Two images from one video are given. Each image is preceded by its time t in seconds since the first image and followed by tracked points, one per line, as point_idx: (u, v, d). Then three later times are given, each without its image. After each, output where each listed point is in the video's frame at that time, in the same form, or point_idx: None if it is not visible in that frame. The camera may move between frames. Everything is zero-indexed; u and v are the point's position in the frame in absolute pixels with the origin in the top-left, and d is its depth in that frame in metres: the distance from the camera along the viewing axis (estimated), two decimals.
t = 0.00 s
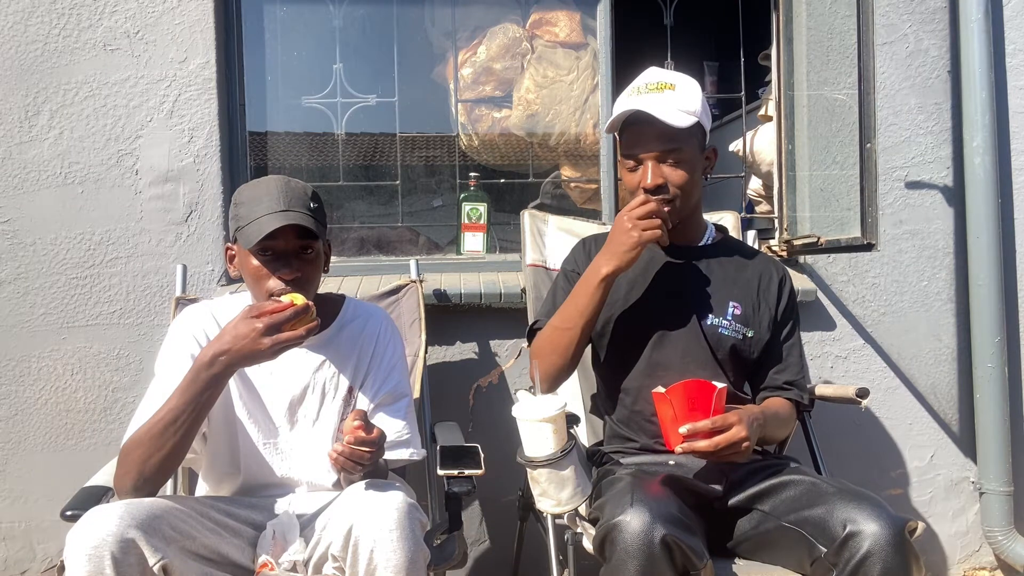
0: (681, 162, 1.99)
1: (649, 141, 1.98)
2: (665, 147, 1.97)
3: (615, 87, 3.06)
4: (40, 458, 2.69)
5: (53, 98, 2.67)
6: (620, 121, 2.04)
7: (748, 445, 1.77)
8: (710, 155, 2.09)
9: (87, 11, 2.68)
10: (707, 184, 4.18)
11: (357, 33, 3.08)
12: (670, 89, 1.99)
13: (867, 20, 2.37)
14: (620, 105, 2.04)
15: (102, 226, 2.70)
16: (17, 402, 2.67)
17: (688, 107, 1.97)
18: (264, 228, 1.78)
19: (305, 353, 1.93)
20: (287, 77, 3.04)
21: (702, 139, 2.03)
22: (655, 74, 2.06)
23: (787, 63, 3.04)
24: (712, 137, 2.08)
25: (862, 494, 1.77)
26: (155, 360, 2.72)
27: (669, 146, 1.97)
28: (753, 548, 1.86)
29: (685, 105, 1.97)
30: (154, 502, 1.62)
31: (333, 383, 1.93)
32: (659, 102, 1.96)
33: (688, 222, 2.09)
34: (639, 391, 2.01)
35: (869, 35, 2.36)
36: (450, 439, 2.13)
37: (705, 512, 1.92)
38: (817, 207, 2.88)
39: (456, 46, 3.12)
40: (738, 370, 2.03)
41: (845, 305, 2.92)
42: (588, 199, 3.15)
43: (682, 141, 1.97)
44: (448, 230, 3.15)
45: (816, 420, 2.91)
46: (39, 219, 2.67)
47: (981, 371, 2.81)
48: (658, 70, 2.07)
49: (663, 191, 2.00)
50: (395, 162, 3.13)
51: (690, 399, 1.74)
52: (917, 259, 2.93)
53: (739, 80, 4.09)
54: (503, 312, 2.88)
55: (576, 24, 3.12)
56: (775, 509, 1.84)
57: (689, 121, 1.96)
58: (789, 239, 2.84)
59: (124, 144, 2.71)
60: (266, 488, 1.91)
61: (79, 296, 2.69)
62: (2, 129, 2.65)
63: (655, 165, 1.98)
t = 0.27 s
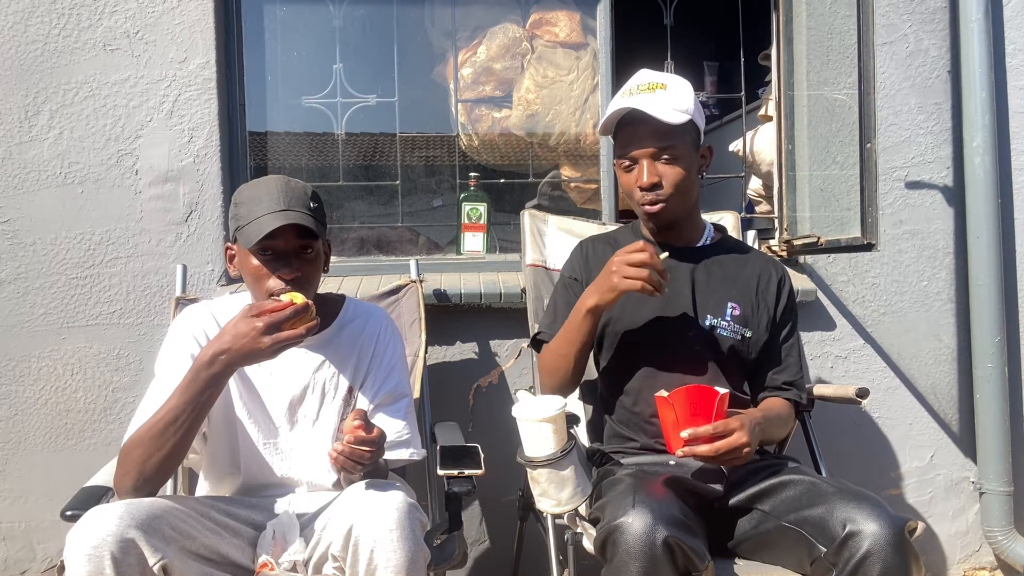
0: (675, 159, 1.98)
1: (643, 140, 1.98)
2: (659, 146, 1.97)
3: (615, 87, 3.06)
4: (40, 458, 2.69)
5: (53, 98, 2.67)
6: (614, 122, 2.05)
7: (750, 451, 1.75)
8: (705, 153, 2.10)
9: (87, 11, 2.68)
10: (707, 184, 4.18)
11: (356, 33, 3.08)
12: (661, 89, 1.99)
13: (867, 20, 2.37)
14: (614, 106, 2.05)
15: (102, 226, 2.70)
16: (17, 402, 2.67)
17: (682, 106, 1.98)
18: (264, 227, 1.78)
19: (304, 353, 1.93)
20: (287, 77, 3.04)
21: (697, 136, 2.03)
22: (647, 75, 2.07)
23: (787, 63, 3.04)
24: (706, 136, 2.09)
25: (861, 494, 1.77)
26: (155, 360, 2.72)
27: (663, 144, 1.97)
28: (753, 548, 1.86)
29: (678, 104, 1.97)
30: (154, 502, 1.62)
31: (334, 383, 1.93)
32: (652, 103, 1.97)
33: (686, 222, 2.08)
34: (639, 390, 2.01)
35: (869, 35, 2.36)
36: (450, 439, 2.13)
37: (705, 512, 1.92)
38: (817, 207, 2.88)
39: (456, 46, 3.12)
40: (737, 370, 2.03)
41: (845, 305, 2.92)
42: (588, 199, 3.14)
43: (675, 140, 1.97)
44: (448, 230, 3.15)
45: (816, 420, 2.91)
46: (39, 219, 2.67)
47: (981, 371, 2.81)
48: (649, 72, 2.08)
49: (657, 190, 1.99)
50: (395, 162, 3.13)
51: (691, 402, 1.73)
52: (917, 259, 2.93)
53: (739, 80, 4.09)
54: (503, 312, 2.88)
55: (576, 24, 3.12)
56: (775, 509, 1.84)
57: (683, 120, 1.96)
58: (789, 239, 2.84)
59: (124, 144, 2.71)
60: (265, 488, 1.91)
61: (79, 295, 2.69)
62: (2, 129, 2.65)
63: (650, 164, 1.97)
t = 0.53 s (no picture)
0: (677, 160, 1.98)
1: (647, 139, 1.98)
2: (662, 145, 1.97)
3: (615, 87, 3.06)
4: (40, 458, 2.69)
5: (53, 98, 2.67)
6: (616, 119, 2.06)
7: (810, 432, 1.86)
8: (707, 154, 2.10)
9: (87, 11, 2.68)
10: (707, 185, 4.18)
11: (356, 33, 3.08)
12: (667, 87, 2.00)
13: (867, 19, 2.37)
14: (617, 103, 2.05)
15: (101, 226, 2.70)
16: (17, 402, 2.67)
17: (684, 105, 1.98)
18: (263, 224, 1.78)
19: (305, 353, 1.93)
20: (287, 77, 3.04)
21: (699, 137, 2.04)
22: (651, 73, 2.07)
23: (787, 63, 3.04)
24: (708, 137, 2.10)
25: (860, 491, 1.77)
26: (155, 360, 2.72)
27: (666, 144, 1.97)
28: (754, 547, 1.86)
29: (681, 102, 1.98)
30: (154, 502, 1.62)
31: (334, 383, 1.93)
32: (655, 101, 1.97)
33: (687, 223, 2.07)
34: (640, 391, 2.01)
35: (869, 35, 2.36)
36: (450, 439, 2.13)
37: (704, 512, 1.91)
38: (817, 207, 2.88)
39: (456, 46, 3.12)
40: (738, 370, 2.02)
41: (845, 305, 2.92)
42: (588, 199, 3.14)
43: (678, 140, 1.98)
44: (448, 230, 3.15)
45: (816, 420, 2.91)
46: (39, 219, 2.67)
47: (981, 370, 2.81)
48: (653, 70, 2.09)
49: (658, 189, 1.99)
50: (395, 162, 3.13)
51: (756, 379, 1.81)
52: (917, 259, 2.93)
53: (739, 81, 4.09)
54: (503, 312, 2.88)
55: (576, 24, 3.12)
56: (774, 508, 1.84)
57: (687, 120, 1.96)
58: (789, 239, 2.83)
59: (124, 144, 2.71)
60: (265, 489, 1.91)
61: (79, 295, 2.69)
62: (3, 129, 2.65)
63: (651, 163, 1.98)
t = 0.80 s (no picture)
0: (697, 163, 2.00)
1: (671, 142, 1.98)
2: (688, 149, 1.98)
3: (615, 87, 3.06)
4: (40, 458, 2.69)
5: (53, 98, 2.67)
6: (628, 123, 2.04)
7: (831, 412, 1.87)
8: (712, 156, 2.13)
9: (87, 11, 2.68)
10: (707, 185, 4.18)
11: (357, 33, 3.08)
12: (682, 88, 2.00)
13: (867, 20, 2.37)
14: (628, 107, 2.04)
15: (102, 227, 2.70)
16: (17, 402, 2.67)
17: (699, 105, 2.00)
18: (264, 220, 1.78)
19: (304, 353, 1.93)
20: (287, 77, 3.04)
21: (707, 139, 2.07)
22: (656, 74, 2.07)
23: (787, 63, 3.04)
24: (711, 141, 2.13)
25: (861, 494, 1.77)
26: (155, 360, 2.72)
27: (688, 146, 1.99)
28: (752, 548, 1.86)
29: (695, 101, 2.00)
30: (154, 502, 1.62)
31: (333, 383, 1.93)
32: (674, 100, 1.98)
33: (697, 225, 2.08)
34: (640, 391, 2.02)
35: (869, 35, 2.36)
36: (450, 439, 2.13)
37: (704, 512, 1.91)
38: (817, 207, 2.88)
39: (456, 46, 3.12)
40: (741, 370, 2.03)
41: (845, 305, 2.92)
42: (588, 199, 3.15)
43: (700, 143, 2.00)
44: (448, 230, 3.15)
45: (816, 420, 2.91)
46: (39, 219, 2.67)
47: (981, 371, 2.81)
48: (658, 71, 2.09)
49: (684, 192, 1.99)
50: (395, 162, 3.13)
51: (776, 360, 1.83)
52: (917, 259, 2.93)
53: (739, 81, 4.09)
54: (503, 312, 2.88)
55: (576, 24, 3.12)
56: (774, 509, 1.85)
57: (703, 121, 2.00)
58: (789, 239, 2.83)
59: (124, 144, 2.71)
60: (265, 489, 1.91)
61: (79, 295, 2.69)
62: (3, 129, 2.65)
63: (674, 167, 1.98)
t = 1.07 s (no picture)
0: (698, 165, 1.99)
1: (671, 141, 1.98)
2: (687, 149, 1.98)
3: (615, 88, 3.06)
4: (40, 458, 2.69)
5: (53, 98, 2.67)
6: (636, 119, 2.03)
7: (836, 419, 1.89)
8: (723, 160, 2.12)
9: (87, 11, 2.68)
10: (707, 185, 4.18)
11: (356, 33, 3.08)
12: (693, 88, 2.00)
13: (867, 20, 2.37)
14: (640, 98, 2.03)
15: (102, 227, 2.70)
16: (17, 402, 2.67)
17: (708, 108, 1.98)
18: (262, 219, 1.78)
19: (304, 353, 1.93)
20: (287, 77, 3.04)
21: (717, 143, 2.05)
22: (675, 71, 2.07)
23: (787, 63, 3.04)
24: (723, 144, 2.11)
25: (865, 494, 1.77)
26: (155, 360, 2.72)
27: (688, 147, 1.98)
28: (754, 547, 1.86)
29: (704, 105, 1.98)
30: (154, 502, 1.62)
31: (333, 384, 1.93)
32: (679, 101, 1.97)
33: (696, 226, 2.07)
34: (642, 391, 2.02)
35: (869, 35, 2.36)
36: (451, 439, 2.13)
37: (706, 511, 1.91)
38: (817, 207, 2.88)
39: (456, 46, 3.12)
40: (745, 371, 2.03)
41: (846, 305, 2.92)
42: (588, 199, 3.15)
43: (703, 145, 1.99)
44: (448, 230, 3.15)
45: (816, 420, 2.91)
46: (39, 220, 2.67)
47: (981, 371, 2.81)
48: (679, 69, 2.09)
49: (677, 192, 2.00)
50: (395, 163, 3.13)
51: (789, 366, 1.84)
52: (917, 259, 2.93)
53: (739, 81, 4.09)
54: (503, 312, 2.88)
55: (576, 24, 3.12)
56: (777, 509, 1.84)
57: (711, 126, 1.98)
58: (790, 240, 2.83)
59: (124, 144, 2.71)
60: (266, 489, 1.91)
61: (79, 296, 2.69)
62: (2, 129, 2.65)
63: (672, 165, 1.99)
